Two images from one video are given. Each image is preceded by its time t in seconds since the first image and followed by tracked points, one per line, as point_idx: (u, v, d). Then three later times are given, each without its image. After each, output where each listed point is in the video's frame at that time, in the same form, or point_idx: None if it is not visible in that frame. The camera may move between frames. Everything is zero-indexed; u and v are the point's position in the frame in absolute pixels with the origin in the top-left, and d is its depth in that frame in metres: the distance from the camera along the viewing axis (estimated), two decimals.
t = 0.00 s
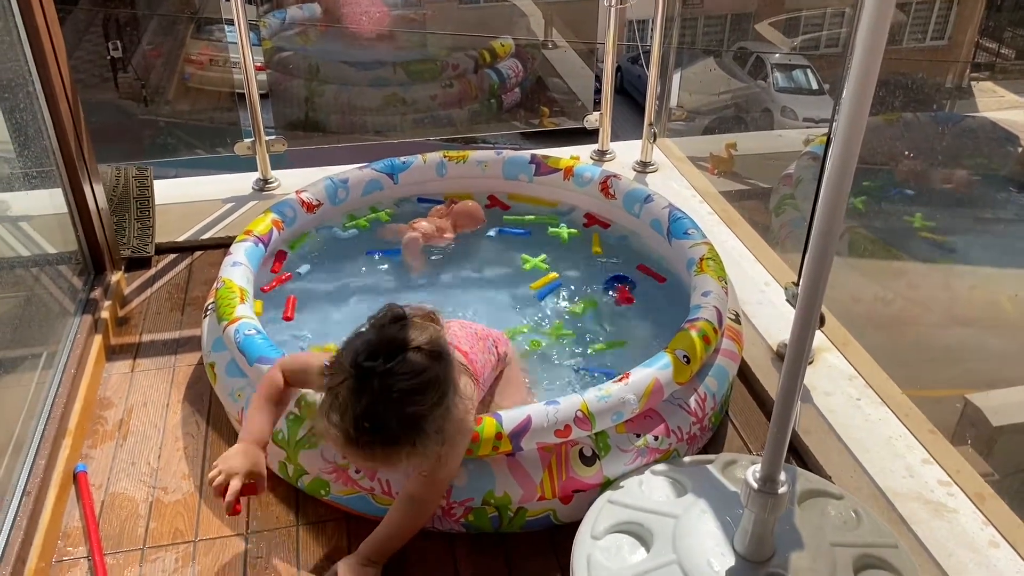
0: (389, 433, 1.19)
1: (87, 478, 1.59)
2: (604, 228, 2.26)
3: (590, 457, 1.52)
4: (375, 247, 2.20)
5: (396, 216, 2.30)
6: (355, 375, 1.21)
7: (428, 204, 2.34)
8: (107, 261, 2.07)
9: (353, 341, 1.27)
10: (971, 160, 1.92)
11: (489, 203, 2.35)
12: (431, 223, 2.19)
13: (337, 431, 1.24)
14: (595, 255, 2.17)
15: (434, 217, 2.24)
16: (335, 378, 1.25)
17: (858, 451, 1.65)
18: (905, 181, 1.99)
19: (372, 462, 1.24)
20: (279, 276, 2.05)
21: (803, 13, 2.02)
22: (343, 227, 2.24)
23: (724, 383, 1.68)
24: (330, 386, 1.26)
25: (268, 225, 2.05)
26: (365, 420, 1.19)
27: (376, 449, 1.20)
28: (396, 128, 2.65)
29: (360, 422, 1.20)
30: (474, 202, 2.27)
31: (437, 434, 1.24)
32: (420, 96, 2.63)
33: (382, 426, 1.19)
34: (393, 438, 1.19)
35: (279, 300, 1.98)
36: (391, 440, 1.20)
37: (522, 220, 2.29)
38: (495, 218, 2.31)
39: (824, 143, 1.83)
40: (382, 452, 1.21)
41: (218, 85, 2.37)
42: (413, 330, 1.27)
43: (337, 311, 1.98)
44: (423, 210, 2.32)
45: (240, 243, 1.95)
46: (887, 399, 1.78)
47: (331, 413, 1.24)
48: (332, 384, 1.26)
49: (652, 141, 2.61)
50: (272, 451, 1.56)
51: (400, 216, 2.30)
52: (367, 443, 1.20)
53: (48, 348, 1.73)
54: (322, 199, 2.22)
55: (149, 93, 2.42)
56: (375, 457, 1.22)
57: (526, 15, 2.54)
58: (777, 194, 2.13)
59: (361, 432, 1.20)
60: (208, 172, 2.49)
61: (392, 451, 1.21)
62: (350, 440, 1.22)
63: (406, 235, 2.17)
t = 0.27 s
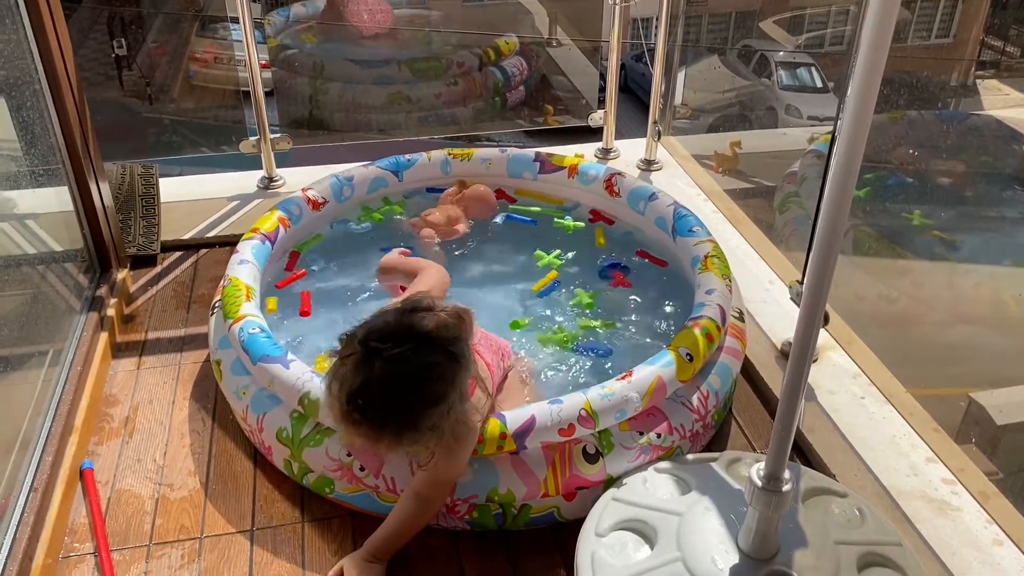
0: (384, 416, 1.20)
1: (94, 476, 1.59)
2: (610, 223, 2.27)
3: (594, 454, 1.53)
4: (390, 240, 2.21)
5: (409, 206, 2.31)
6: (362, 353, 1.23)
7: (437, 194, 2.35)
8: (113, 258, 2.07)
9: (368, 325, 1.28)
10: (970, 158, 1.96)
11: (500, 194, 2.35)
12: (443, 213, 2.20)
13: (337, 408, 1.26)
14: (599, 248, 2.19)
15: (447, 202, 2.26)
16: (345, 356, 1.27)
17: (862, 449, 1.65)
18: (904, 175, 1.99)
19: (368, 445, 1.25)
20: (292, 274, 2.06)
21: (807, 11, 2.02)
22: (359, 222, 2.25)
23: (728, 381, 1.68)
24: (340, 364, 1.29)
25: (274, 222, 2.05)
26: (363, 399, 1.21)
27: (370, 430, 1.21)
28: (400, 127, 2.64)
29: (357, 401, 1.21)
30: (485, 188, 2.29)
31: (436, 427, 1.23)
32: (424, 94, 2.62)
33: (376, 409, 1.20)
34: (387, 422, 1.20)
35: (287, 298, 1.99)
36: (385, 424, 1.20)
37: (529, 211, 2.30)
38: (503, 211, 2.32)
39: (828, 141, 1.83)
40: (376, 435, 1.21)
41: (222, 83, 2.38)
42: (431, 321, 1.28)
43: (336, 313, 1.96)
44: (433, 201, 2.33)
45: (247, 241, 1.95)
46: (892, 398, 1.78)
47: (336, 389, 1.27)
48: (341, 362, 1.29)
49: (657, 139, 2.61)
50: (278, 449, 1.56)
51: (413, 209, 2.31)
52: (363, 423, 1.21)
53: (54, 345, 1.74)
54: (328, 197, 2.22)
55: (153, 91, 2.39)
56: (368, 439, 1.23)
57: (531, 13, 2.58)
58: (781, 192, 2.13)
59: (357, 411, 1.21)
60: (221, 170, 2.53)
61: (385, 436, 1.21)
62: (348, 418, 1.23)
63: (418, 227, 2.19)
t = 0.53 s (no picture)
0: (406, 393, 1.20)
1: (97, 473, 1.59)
2: (617, 220, 2.26)
3: (595, 455, 1.52)
4: (393, 244, 2.21)
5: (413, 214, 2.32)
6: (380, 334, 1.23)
7: (444, 200, 2.36)
8: (116, 256, 2.08)
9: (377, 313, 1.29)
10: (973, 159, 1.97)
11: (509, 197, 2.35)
12: (451, 217, 2.20)
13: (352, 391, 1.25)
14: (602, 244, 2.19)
15: (452, 211, 2.26)
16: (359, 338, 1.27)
17: (865, 448, 1.65)
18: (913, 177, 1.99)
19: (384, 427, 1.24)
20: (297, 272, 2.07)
21: (810, 9, 2.02)
22: (360, 226, 2.25)
23: (727, 377, 1.68)
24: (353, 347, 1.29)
25: (278, 220, 2.05)
26: (382, 377, 1.20)
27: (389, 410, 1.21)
28: (403, 125, 2.65)
29: (377, 381, 1.20)
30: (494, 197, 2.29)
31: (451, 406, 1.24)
32: (428, 92, 2.63)
33: (399, 388, 1.19)
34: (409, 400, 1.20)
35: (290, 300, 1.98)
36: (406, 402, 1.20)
37: (534, 212, 2.30)
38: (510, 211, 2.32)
39: (831, 139, 1.82)
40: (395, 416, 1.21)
41: (226, 81, 2.37)
42: (445, 304, 1.30)
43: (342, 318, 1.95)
44: (440, 206, 2.33)
45: (251, 240, 1.95)
46: (895, 397, 1.76)
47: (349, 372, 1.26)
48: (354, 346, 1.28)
49: (660, 137, 2.60)
50: (282, 449, 1.56)
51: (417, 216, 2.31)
52: (382, 403, 1.20)
53: (58, 343, 1.74)
54: (331, 195, 2.22)
55: (156, 89, 2.39)
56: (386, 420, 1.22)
57: (534, 11, 2.57)
58: (784, 190, 2.12)
59: (377, 391, 1.20)
60: (224, 168, 2.53)
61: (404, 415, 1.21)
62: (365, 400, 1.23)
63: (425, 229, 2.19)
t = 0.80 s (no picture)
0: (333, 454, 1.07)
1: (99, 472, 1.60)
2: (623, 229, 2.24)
3: (589, 463, 1.52)
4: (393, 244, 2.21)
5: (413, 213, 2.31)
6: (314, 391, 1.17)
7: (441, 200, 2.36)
8: (118, 255, 2.08)
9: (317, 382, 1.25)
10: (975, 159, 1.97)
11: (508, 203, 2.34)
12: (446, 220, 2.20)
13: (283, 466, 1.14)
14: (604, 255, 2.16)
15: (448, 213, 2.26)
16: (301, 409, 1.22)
17: (867, 447, 1.65)
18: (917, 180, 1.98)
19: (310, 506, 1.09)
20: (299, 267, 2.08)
21: (813, 8, 2.02)
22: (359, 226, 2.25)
23: (722, 374, 1.68)
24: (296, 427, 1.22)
25: (286, 219, 2.05)
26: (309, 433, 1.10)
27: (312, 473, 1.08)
28: (405, 124, 2.64)
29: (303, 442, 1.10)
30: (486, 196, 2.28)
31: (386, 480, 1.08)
32: (430, 92, 2.62)
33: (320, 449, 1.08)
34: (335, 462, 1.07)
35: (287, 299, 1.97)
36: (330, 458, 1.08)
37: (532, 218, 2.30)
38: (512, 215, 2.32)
39: (833, 138, 1.82)
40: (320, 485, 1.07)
41: (227, 80, 2.37)
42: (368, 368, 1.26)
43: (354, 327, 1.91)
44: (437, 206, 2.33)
45: (260, 240, 1.95)
46: (898, 396, 1.78)
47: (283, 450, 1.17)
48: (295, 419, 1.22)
49: (661, 136, 2.60)
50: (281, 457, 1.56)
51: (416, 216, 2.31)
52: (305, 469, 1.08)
53: (60, 342, 1.74)
54: (337, 193, 2.22)
55: (158, 88, 2.39)
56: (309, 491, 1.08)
57: (536, 10, 2.57)
58: (785, 190, 2.12)
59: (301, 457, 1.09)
60: (227, 168, 2.53)
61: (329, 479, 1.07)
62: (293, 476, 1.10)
63: (423, 233, 2.19)
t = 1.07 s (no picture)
0: (313, 384, 1.09)
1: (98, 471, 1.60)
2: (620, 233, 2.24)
3: (590, 454, 1.53)
4: (393, 247, 2.20)
5: (412, 213, 2.30)
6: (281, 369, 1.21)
7: (432, 200, 2.35)
8: (117, 255, 2.08)
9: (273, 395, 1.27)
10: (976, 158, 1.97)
11: (507, 205, 2.34)
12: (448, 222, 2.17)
13: (259, 424, 1.13)
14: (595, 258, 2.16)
15: (446, 213, 2.24)
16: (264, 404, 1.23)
17: (867, 447, 1.65)
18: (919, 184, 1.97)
19: (292, 437, 1.07)
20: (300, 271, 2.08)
21: (813, 8, 2.01)
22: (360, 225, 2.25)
23: (721, 373, 1.68)
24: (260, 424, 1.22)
25: (284, 219, 2.05)
26: (286, 376, 1.13)
27: (293, 401, 1.08)
28: (405, 123, 2.64)
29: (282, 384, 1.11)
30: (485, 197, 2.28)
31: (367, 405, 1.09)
32: (430, 92, 2.63)
33: (299, 384, 1.09)
34: (315, 391, 1.08)
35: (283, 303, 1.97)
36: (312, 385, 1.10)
37: (531, 221, 2.28)
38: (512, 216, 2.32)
39: (833, 138, 1.82)
40: (303, 406, 1.07)
41: (228, 79, 2.37)
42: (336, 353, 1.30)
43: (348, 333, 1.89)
44: (430, 207, 2.32)
45: (257, 240, 1.95)
46: (897, 395, 1.77)
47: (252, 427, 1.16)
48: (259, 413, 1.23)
49: (661, 136, 2.60)
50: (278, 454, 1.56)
51: (414, 214, 2.30)
52: (283, 405, 1.09)
53: (59, 341, 1.74)
54: (336, 192, 2.22)
55: (158, 88, 2.40)
56: (294, 416, 1.07)
57: (536, 10, 2.59)
58: (786, 189, 2.12)
59: (280, 393, 1.10)
60: (217, 167, 2.51)
61: (312, 400, 1.08)
62: (272, 419, 1.09)
63: (422, 234, 2.17)
